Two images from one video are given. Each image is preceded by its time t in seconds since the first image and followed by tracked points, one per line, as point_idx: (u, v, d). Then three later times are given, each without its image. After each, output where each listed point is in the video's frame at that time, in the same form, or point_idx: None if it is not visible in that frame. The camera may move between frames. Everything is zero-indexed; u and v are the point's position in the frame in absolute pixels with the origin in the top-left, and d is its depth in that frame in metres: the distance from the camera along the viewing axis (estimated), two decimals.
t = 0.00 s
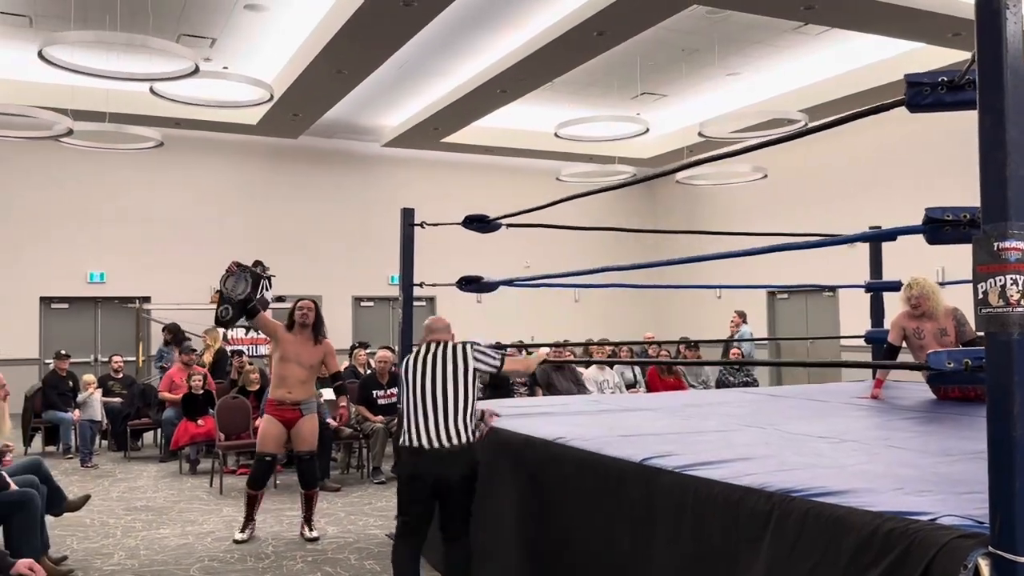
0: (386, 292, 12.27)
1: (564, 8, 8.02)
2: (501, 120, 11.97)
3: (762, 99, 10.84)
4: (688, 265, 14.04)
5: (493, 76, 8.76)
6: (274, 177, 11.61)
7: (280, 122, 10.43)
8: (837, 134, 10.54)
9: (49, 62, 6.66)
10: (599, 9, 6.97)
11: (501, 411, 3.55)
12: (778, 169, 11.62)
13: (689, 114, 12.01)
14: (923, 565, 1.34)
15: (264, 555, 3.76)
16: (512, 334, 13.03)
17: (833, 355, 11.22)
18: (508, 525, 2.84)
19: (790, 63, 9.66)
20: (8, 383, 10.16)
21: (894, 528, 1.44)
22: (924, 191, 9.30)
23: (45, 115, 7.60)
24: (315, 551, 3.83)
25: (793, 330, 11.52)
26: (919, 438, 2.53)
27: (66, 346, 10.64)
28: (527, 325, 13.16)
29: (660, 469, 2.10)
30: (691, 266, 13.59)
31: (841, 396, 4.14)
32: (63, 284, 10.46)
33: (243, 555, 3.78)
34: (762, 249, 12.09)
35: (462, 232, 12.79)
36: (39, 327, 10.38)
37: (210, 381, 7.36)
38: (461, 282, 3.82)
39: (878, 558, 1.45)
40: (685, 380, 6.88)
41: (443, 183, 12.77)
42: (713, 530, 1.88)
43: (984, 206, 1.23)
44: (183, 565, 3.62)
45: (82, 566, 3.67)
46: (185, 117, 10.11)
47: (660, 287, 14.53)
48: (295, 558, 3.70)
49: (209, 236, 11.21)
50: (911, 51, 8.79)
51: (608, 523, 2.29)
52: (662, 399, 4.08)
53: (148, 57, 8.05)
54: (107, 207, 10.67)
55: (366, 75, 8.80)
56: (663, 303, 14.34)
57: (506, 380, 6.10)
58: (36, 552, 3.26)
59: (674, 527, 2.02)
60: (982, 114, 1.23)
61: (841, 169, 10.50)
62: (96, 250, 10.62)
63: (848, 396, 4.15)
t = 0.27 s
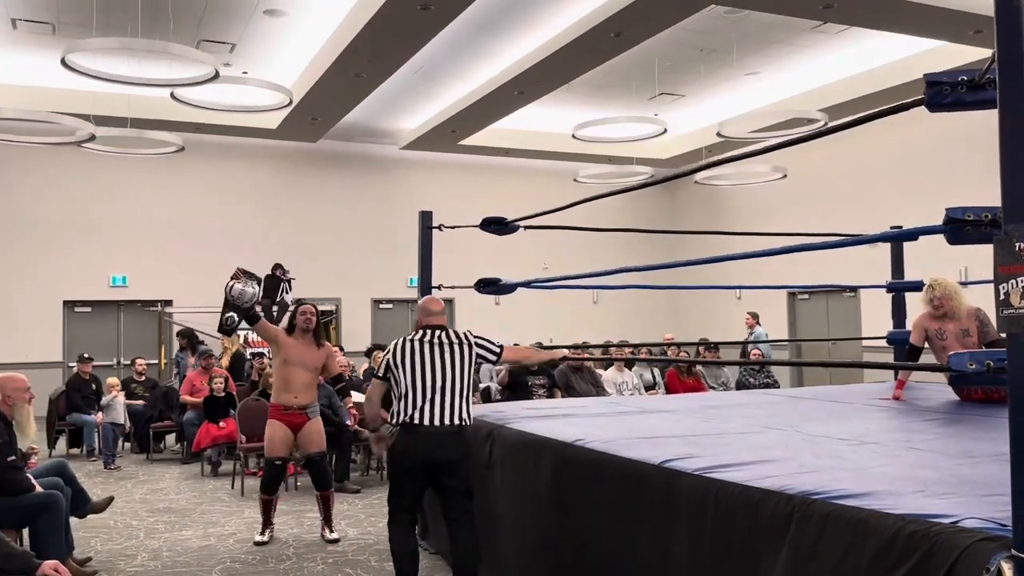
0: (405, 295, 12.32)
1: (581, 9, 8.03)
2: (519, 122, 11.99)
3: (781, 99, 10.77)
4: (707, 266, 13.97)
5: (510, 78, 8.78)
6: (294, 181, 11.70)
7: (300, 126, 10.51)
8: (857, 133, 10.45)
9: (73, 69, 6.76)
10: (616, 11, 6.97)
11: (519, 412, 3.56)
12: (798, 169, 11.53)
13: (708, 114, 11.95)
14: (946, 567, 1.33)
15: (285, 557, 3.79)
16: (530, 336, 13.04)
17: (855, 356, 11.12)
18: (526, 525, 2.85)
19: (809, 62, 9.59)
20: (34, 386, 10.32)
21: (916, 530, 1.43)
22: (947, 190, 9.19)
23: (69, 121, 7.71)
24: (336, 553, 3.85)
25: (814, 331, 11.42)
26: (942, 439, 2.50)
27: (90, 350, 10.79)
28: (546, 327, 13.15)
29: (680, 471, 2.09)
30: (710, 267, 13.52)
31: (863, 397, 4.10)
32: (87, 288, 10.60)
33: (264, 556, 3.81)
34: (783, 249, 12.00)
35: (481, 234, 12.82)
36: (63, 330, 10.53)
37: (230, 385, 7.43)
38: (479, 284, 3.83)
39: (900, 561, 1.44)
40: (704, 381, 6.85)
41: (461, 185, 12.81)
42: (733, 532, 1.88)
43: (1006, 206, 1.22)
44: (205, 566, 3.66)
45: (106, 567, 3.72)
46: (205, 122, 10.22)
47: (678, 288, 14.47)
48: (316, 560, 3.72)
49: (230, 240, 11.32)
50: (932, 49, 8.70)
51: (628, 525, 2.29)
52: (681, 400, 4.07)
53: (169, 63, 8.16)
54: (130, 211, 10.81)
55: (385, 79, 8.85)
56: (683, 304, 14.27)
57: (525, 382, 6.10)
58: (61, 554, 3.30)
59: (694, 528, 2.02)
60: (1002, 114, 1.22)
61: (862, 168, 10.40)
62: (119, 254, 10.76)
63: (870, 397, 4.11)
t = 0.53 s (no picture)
0: (422, 296, 12.36)
1: (596, 10, 8.02)
2: (536, 123, 11.99)
3: (799, 97, 10.69)
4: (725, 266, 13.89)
5: (526, 80, 8.79)
6: (312, 184, 11.78)
7: (317, 130, 10.58)
8: (877, 131, 10.35)
9: (94, 75, 6.85)
10: (633, 11, 6.96)
11: (537, 413, 3.56)
12: (816, 167, 11.44)
13: (725, 113, 11.89)
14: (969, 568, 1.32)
15: (306, 557, 3.82)
16: (548, 337, 13.04)
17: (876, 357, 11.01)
18: (544, 526, 2.86)
19: (827, 61, 9.52)
20: (57, 388, 10.45)
21: (938, 530, 1.42)
22: (968, 187, 9.09)
23: (90, 126, 7.80)
24: (356, 554, 3.87)
25: (834, 331, 11.32)
26: (964, 440, 2.48)
27: (111, 352, 10.92)
28: (563, 328, 13.14)
29: (699, 472, 2.08)
30: (729, 267, 13.44)
31: (884, 397, 4.06)
32: (108, 292, 10.73)
33: (285, 557, 3.84)
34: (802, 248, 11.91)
35: (497, 236, 12.84)
36: (85, 333, 10.67)
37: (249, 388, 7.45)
38: (496, 285, 3.84)
39: (921, 561, 1.43)
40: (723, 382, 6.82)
41: (478, 187, 12.83)
42: (752, 534, 1.87)
43: None
44: (226, 567, 3.70)
45: (129, 567, 3.76)
46: (224, 126, 10.31)
47: (696, 289, 14.41)
48: (336, 560, 3.74)
49: (249, 243, 11.41)
50: (953, 46, 8.61)
51: (647, 526, 2.29)
52: (700, 401, 4.06)
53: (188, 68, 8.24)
54: (150, 215, 10.93)
55: (401, 82, 8.88)
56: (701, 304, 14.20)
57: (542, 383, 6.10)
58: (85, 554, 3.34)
59: (713, 529, 2.01)
60: None
61: (882, 167, 10.30)
62: (139, 257, 10.88)
63: (891, 397, 4.08)
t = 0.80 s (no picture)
0: (439, 297, 12.40)
1: (611, 9, 8.01)
2: (552, 123, 11.97)
3: (817, 95, 10.61)
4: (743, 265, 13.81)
5: (541, 80, 8.79)
6: (329, 185, 11.84)
7: (334, 131, 10.63)
8: (896, 128, 10.25)
9: (114, 79, 6.92)
10: (648, 9, 6.94)
11: (556, 413, 3.56)
12: (835, 165, 11.35)
13: (741, 111, 11.82)
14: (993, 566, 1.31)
15: (325, 556, 3.84)
16: (564, 337, 13.02)
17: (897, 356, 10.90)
18: (562, 524, 2.86)
19: (845, 57, 9.44)
20: (79, 389, 10.59)
21: (962, 529, 1.42)
22: (990, 184, 8.98)
23: (109, 129, 7.89)
24: (375, 553, 3.89)
25: (853, 329, 11.22)
26: (987, 438, 2.46)
27: (132, 354, 11.03)
28: (579, 328, 13.12)
29: (719, 471, 2.08)
30: (747, 266, 13.37)
31: (904, 396, 4.03)
32: (128, 294, 10.85)
33: (305, 556, 3.87)
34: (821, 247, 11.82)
35: (514, 237, 12.84)
36: (106, 335, 10.79)
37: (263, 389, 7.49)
38: (513, 284, 3.84)
39: (945, 560, 1.42)
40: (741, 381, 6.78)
41: (494, 188, 12.85)
42: (773, 533, 1.86)
43: None
44: (247, 566, 3.73)
45: (151, 566, 3.80)
46: (242, 128, 10.39)
47: (713, 288, 14.34)
48: (355, 560, 3.77)
49: (267, 245, 11.49)
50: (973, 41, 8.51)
51: (666, 524, 2.28)
52: (718, 400, 4.04)
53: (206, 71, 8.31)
54: (169, 218, 11.04)
55: (416, 83, 8.91)
56: (718, 304, 14.13)
57: (560, 382, 6.10)
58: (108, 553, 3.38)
59: (734, 528, 2.00)
60: None
61: (901, 164, 10.21)
62: (159, 259, 10.99)
63: (912, 396, 4.04)
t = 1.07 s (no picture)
0: (451, 297, 12.41)
1: (622, 9, 8.00)
2: (564, 122, 11.96)
3: (829, 92, 10.55)
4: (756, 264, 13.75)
5: (552, 79, 8.78)
6: (341, 186, 11.88)
7: (345, 132, 10.66)
8: (910, 125, 10.18)
9: (127, 82, 6.97)
10: (659, 8, 6.92)
11: (568, 413, 3.55)
12: (848, 163, 11.28)
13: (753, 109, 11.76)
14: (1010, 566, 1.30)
15: (339, 556, 3.85)
16: (576, 337, 13.01)
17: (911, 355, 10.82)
18: (576, 524, 2.86)
19: (858, 55, 9.38)
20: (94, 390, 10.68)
21: (978, 528, 1.40)
22: (1005, 181, 8.90)
23: (123, 131, 7.94)
24: (388, 553, 3.90)
25: (867, 329, 11.15)
26: (1003, 437, 2.43)
27: (146, 355, 11.11)
28: (591, 328, 13.11)
29: (733, 471, 2.06)
30: (760, 265, 13.30)
31: (919, 395, 4.00)
32: (142, 295, 10.93)
33: (318, 556, 3.88)
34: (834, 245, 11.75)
35: (525, 237, 12.84)
36: (121, 336, 10.87)
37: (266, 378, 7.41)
38: (525, 284, 3.83)
39: (961, 559, 1.41)
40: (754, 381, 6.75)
41: (505, 187, 12.85)
42: (787, 533, 1.85)
43: None
44: (261, 565, 3.75)
45: (165, 566, 3.83)
46: (254, 130, 10.45)
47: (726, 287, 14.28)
48: (369, 559, 3.78)
49: (279, 246, 11.54)
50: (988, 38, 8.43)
51: (680, 526, 2.27)
52: (731, 399, 4.02)
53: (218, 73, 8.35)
54: (182, 219, 11.11)
55: (427, 84, 8.92)
56: (730, 303, 14.07)
57: (572, 382, 6.10)
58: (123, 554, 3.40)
59: (747, 528, 1.99)
60: None
61: (915, 161, 10.13)
62: (173, 261, 11.06)
63: (927, 395, 4.01)
